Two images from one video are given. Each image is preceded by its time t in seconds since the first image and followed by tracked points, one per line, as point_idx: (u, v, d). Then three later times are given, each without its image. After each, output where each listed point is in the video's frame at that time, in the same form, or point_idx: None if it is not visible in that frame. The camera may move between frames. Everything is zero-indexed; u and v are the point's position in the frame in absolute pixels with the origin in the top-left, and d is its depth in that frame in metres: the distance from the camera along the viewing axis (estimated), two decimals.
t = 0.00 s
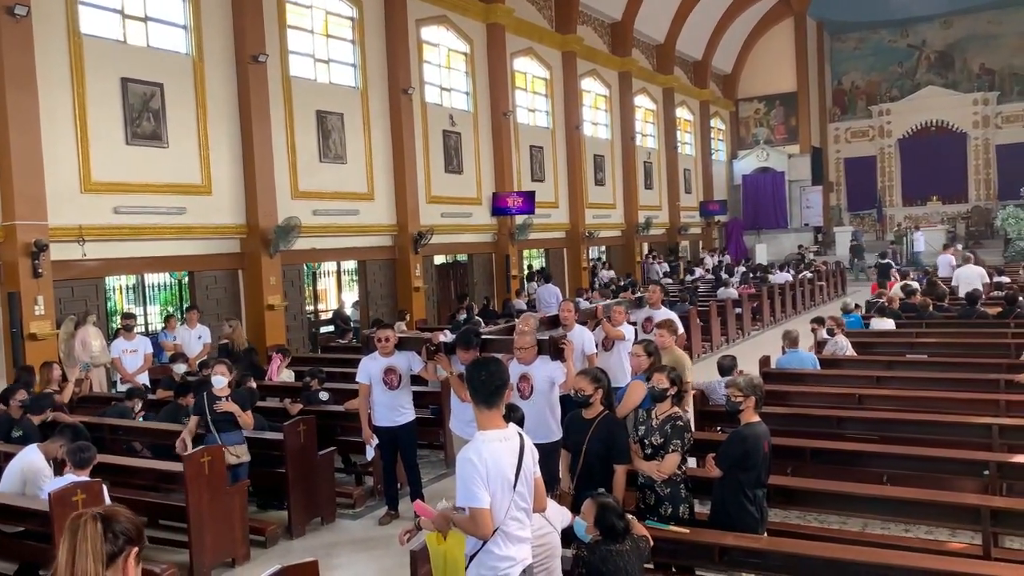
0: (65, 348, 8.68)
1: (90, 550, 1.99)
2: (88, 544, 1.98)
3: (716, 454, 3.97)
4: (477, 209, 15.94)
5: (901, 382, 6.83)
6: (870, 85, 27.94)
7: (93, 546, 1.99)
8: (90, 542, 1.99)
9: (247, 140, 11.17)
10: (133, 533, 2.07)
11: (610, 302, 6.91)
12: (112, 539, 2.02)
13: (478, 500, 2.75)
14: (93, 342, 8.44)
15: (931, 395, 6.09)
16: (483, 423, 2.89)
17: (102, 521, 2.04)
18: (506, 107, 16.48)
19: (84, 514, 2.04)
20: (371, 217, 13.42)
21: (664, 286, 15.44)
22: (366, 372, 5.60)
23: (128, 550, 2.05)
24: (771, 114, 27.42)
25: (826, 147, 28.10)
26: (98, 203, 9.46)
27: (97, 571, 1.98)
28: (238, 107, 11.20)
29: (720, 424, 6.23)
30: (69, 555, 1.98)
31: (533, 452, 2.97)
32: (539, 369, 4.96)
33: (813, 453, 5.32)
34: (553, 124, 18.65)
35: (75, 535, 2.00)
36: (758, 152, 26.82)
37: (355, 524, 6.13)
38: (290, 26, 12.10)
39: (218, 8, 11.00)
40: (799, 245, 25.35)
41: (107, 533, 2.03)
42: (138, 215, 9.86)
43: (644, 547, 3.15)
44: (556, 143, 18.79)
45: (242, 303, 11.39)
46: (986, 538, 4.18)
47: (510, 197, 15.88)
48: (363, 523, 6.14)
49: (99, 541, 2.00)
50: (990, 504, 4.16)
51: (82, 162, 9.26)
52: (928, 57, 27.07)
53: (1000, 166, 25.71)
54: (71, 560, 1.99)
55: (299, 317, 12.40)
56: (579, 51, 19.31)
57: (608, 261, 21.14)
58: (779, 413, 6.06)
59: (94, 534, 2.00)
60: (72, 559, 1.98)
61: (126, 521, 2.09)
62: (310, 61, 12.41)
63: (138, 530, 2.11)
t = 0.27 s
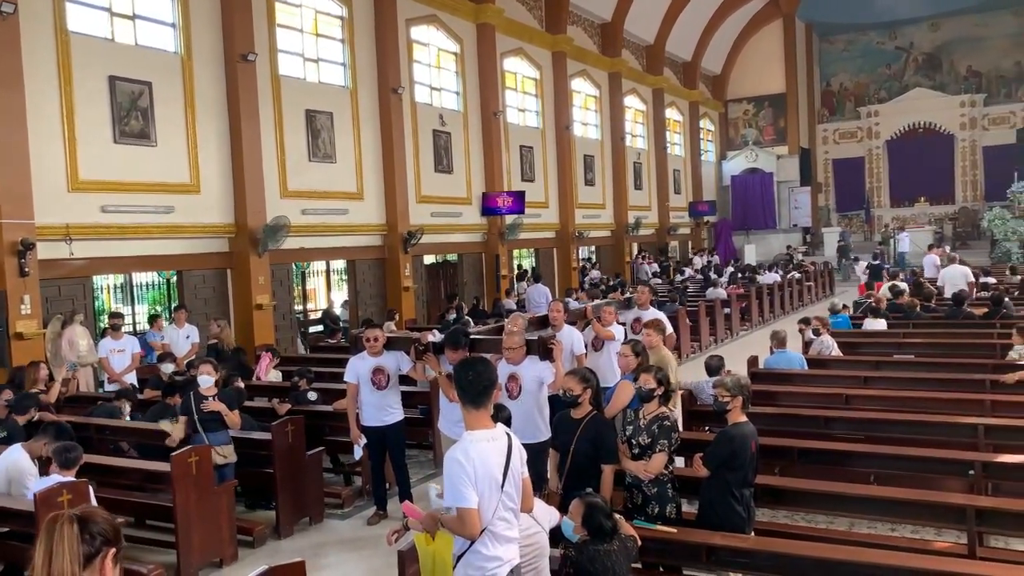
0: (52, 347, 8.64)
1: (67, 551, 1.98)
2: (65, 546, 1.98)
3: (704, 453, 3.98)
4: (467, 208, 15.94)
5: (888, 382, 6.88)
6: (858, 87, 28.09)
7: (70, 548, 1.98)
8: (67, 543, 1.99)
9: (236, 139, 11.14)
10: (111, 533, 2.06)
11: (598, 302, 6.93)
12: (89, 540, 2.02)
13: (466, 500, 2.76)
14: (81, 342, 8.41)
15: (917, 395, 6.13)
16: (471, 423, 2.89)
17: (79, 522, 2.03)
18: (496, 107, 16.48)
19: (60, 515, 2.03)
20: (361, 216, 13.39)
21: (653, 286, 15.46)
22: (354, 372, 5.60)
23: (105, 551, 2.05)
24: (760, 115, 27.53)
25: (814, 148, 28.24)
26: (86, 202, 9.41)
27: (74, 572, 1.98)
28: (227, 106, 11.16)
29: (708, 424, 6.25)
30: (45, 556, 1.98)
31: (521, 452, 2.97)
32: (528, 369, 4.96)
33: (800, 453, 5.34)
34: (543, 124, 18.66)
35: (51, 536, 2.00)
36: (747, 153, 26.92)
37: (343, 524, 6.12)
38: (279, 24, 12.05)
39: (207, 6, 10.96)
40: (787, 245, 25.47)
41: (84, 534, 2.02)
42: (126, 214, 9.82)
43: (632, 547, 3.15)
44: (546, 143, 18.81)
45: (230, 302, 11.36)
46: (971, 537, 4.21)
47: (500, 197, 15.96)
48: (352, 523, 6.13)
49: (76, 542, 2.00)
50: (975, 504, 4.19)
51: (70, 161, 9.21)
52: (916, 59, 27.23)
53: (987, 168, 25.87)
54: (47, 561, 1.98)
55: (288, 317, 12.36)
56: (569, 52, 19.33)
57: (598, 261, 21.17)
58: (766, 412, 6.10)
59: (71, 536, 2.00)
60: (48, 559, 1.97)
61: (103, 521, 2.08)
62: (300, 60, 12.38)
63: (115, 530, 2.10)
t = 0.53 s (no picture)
0: (35, 348, 8.59)
1: (38, 555, 1.95)
2: (36, 549, 1.95)
3: (690, 453, 3.99)
4: (454, 208, 15.92)
5: (872, 381, 6.91)
6: (844, 87, 28.25)
7: (41, 552, 1.95)
8: (38, 547, 1.96)
9: (221, 138, 11.08)
10: (85, 536, 2.03)
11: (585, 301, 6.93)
12: (62, 543, 1.99)
13: (451, 501, 2.75)
14: (65, 343, 8.40)
15: (901, 394, 6.16)
16: (457, 424, 2.88)
17: (52, 525, 2.00)
18: (483, 106, 16.47)
19: (34, 518, 2.00)
20: (347, 216, 13.34)
21: (640, 286, 15.48)
22: (340, 373, 5.58)
23: (80, 554, 2.02)
24: (747, 115, 27.63)
25: (801, 148, 28.38)
26: (69, 201, 9.33)
27: None
28: (212, 105, 11.10)
29: (695, 423, 6.27)
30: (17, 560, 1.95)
31: (506, 452, 2.96)
32: (515, 370, 4.95)
33: (785, 452, 5.36)
34: (530, 124, 18.66)
35: (23, 538, 1.98)
36: (734, 153, 27.04)
37: (329, 525, 6.10)
38: (265, 23, 12.00)
39: (192, 4, 10.90)
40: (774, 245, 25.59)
41: (57, 537, 1.99)
42: (110, 213, 9.75)
43: (617, 547, 3.15)
44: (533, 143, 18.81)
45: (216, 302, 11.30)
46: (954, 536, 4.23)
47: (487, 197, 15.95)
48: (337, 523, 6.11)
49: (48, 546, 1.97)
50: (958, 502, 4.21)
51: (53, 160, 9.14)
52: (901, 60, 27.39)
53: (972, 168, 26.05)
54: (19, 564, 1.96)
55: (274, 317, 12.32)
56: (556, 51, 19.33)
57: (586, 261, 21.20)
58: (752, 412, 6.11)
59: (42, 539, 1.97)
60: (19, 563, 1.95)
61: (78, 524, 2.05)
62: (285, 59, 12.32)
63: (91, 532, 2.07)
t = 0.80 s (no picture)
0: (20, 349, 8.55)
1: (26, 559, 1.92)
2: (24, 554, 1.92)
3: (677, 453, 3.99)
4: (442, 208, 15.90)
5: (859, 380, 6.94)
6: (831, 88, 28.40)
7: (30, 556, 1.92)
8: (26, 551, 1.92)
9: (208, 138, 11.02)
10: (75, 541, 2.00)
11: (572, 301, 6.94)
12: (51, 548, 1.96)
13: (437, 501, 2.74)
14: (50, 344, 8.36)
15: (887, 393, 6.19)
16: (444, 424, 2.87)
17: (41, 531, 1.97)
18: (471, 106, 16.45)
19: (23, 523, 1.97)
20: (334, 216, 13.30)
21: (628, 286, 15.50)
22: (327, 374, 5.56)
23: (69, 560, 1.99)
24: (734, 115, 27.72)
25: (788, 148, 28.49)
26: (54, 202, 9.26)
27: None
28: (199, 105, 11.04)
29: (682, 423, 6.28)
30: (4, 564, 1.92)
31: (493, 452, 2.96)
32: (503, 370, 4.94)
33: (772, 451, 5.37)
34: (518, 124, 18.65)
35: (11, 543, 1.94)
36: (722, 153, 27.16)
37: (317, 527, 6.07)
38: (252, 23, 11.95)
39: (177, 4, 10.83)
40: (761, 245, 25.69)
41: (46, 542, 1.96)
42: (96, 214, 9.67)
43: (605, 546, 3.15)
44: (521, 143, 18.81)
45: (203, 303, 11.24)
46: (940, 534, 4.25)
47: (475, 197, 15.93)
48: (325, 525, 6.08)
49: (37, 551, 1.94)
50: (944, 500, 4.22)
51: (38, 160, 9.06)
52: (887, 60, 27.55)
53: (957, 168, 26.22)
54: (6, 569, 1.93)
55: (261, 318, 12.26)
56: (544, 52, 19.33)
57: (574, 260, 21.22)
58: (739, 411, 6.13)
59: (31, 544, 1.94)
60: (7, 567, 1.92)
61: (67, 530, 2.03)
62: (272, 58, 12.26)
63: (81, 538, 2.04)
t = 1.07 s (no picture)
0: (13, 351, 8.51)
1: (28, 562, 1.92)
2: (26, 557, 1.91)
3: (672, 452, 4.00)
4: (436, 209, 15.89)
5: (852, 380, 6.97)
6: (823, 88, 28.50)
7: (31, 558, 1.92)
8: (29, 554, 1.92)
9: (201, 138, 10.99)
10: (75, 543, 2.00)
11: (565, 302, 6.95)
12: (52, 550, 1.96)
13: (432, 501, 2.74)
14: (42, 345, 8.28)
15: (880, 393, 6.21)
16: (439, 424, 2.87)
17: (42, 533, 1.97)
18: (464, 106, 16.44)
19: (24, 524, 1.97)
20: (328, 216, 13.28)
21: (621, 286, 15.52)
22: (320, 375, 5.55)
23: (69, 562, 1.98)
24: (727, 116, 27.79)
25: (781, 148, 28.58)
26: (46, 202, 9.22)
27: None
28: (192, 105, 11.02)
29: (676, 423, 6.30)
30: (5, 566, 1.91)
31: (489, 452, 2.96)
32: (498, 370, 4.95)
33: (766, 450, 5.38)
34: (512, 124, 18.66)
35: (12, 544, 1.93)
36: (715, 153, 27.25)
37: (311, 528, 6.06)
38: (245, 23, 11.92)
39: (170, 4, 10.80)
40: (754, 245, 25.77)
41: (47, 544, 1.96)
42: (88, 214, 9.64)
43: (598, 547, 3.16)
44: (515, 144, 18.82)
45: (196, 304, 11.21)
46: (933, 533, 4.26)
47: (469, 198, 15.93)
48: (319, 526, 6.07)
49: (39, 553, 1.94)
50: (936, 499, 4.24)
51: (30, 161, 9.03)
52: (879, 61, 27.65)
53: (949, 168, 26.34)
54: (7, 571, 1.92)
55: (255, 319, 12.24)
56: (537, 52, 19.34)
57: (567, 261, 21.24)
58: (733, 411, 6.15)
59: (33, 547, 1.93)
60: (8, 569, 1.91)
61: (67, 532, 2.02)
62: (265, 58, 12.24)
63: (79, 540, 2.04)
